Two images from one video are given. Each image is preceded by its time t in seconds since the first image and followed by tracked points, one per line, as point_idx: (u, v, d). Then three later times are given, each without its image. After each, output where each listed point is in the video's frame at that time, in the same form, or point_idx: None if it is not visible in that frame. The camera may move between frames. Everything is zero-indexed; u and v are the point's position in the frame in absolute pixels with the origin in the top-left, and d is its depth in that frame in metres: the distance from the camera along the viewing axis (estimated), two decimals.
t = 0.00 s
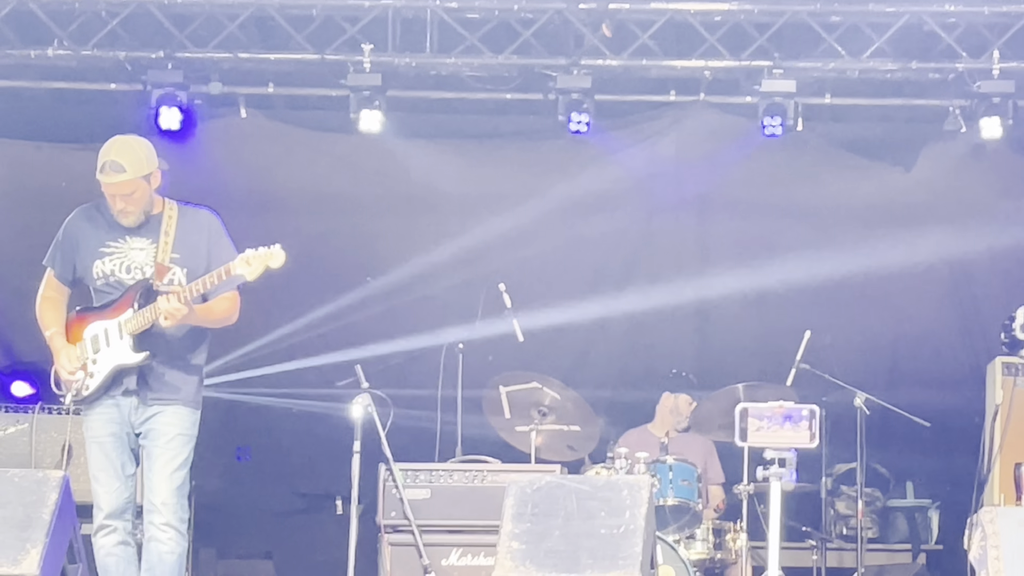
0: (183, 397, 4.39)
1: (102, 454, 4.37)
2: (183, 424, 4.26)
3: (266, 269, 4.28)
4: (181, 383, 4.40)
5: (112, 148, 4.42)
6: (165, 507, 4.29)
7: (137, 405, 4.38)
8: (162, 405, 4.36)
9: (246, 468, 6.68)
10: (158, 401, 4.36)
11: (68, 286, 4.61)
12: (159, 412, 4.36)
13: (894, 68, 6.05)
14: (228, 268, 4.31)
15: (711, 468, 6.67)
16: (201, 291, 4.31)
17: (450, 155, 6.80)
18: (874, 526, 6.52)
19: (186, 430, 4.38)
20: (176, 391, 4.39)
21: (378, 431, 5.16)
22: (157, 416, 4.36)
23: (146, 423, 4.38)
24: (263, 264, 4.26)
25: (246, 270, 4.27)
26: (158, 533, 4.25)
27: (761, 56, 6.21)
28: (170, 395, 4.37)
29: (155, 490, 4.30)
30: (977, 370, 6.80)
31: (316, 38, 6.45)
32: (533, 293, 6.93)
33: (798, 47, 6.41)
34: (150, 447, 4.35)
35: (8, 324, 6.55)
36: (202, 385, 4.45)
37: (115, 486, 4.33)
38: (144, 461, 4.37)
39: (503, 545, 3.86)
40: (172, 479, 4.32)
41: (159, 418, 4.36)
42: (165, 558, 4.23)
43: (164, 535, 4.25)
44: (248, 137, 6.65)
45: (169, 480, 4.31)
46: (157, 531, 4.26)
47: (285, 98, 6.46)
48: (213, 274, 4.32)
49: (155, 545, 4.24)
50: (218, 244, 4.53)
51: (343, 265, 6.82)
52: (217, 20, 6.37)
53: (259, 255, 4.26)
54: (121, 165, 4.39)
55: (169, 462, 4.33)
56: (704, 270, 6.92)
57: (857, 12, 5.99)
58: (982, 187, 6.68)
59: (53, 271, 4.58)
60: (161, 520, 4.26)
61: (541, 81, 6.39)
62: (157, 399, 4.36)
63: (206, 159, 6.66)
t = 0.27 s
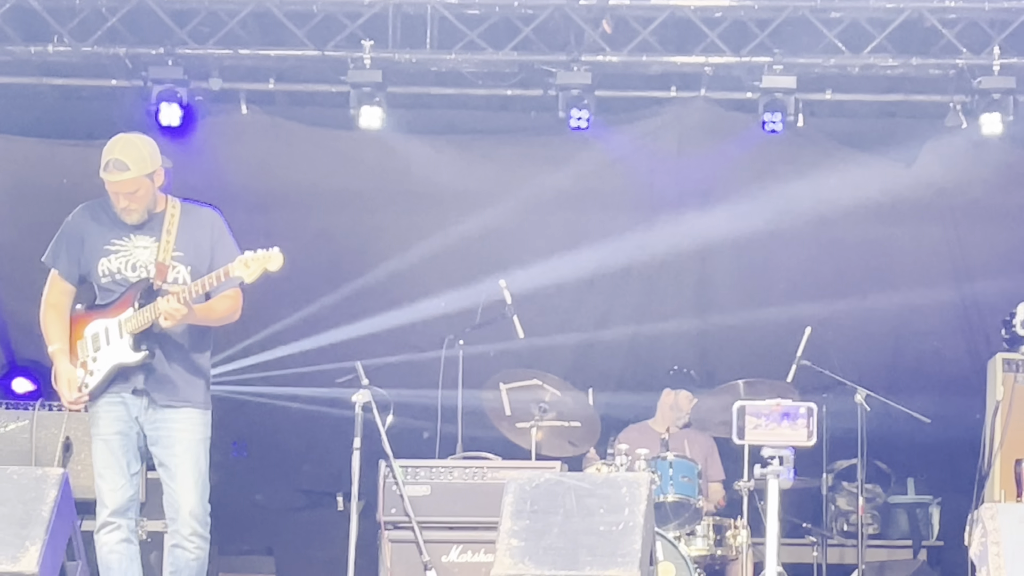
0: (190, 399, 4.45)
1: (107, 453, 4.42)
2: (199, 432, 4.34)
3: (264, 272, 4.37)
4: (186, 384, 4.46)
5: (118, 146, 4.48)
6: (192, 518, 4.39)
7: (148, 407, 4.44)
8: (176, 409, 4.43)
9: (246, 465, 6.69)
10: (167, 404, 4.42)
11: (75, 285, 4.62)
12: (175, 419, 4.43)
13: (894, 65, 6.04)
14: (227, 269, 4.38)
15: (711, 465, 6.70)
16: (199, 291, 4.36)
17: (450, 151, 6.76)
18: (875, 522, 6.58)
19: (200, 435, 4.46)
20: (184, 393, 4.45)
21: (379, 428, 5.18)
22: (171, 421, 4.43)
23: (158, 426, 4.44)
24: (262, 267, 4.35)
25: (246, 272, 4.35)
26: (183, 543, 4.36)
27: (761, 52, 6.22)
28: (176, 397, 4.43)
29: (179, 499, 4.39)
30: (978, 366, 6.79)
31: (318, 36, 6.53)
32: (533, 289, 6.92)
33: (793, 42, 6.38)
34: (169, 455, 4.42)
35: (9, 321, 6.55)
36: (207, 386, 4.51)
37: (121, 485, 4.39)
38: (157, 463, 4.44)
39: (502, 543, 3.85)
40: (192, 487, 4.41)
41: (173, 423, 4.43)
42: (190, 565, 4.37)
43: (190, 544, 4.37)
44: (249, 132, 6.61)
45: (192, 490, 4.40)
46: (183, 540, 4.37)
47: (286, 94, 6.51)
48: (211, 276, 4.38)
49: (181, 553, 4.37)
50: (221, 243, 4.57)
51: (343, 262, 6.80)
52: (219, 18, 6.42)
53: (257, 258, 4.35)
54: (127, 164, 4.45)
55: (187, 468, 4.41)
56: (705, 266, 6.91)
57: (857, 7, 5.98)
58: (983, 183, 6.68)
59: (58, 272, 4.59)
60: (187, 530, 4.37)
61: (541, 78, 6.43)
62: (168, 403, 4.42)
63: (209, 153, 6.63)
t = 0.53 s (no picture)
0: (198, 405, 4.56)
1: (116, 459, 4.52)
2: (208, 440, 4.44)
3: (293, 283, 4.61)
4: (197, 390, 4.56)
5: (142, 150, 4.61)
6: (197, 521, 4.50)
7: (159, 412, 4.54)
8: (186, 415, 4.53)
9: (248, 466, 6.69)
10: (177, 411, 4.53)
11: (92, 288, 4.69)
12: (181, 425, 4.53)
13: (897, 65, 6.05)
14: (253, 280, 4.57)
15: (714, 465, 6.67)
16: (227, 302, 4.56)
17: (453, 152, 6.77)
18: (879, 523, 6.53)
19: (208, 441, 4.57)
20: (193, 401, 4.55)
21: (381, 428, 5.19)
22: (180, 426, 4.53)
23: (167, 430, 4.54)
24: (292, 278, 4.59)
25: (275, 284, 4.56)
26: (190, 545, 4.47)
27: (764, 53, 6.22)
28: (187, 402, 4.54)
29: (185, 503, 4.50)
30: (981, 367, 6.78)
31: (320, 36, 6.54)
32: (536, 290, 6.91)
33: (796, 43, 6.40)
34: (174, 460, 4.52)
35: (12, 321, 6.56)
36: (215, 392, 4.61)
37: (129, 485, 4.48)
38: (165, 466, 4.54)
39: (504, 544, 3.86)
40: (199, 491, 4.52)
41: (182, 428, 4.53)
42: (197, 567, 4.48)
43: (196, 546, 4.48)
44: (253, 132, 6.63)
45: (197, 494, 4.51)
46: (189, 543, 4.48)
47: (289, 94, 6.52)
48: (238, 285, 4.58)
49: (188, 556, 4.48)
50: (237, 251, 4.72)
51: (346, 262, 6.81)
52: (221, 17, 6.40)
53: (288, 269, 4.59)
54: (154, 166, 4.59)
55: (195, 472, 4.52)
56: (708, 267, 6.90)
57: (860, 8, 5.98)
58: (985, 183, 6.68)
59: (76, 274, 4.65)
60: (194, 532, 4.49)
61: (543, 78, 6.41)
62: (177, 409, 4.53)
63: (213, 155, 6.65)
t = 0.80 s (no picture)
0: (220, 410, 4.59)
1: (132, 459, 4.53)
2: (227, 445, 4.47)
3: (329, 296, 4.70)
4: (220, 393, 4.61)
5: (187, 150, 4.64)
6: (211, 523, 4.52)
7: (179, 415, 4.57)
8: (206, 419, 4.56)
9: (257, 467, 6.68)
10: (198, 416, 4.55)
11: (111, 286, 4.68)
12: (201, 429, 4.56)
13: (906, 66, 6.03)
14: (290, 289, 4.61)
15: (726, 467, 6.63)
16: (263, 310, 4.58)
17: (463, 153, 6.78)
18: (886, 523, 6.60)
19: (225, 445, 4.59)
20: (215, 406, 4.59)
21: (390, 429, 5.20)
22: (198, 429, 4.56)
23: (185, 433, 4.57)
24: (329, 291, 4.68)
25: (312, 294, 4.64)
26: (203, 547, 4.49)
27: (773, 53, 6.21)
28: (210, 406, 4.57)
29: (200, 505, 4.52)
30: (989, 367, 6.77)
31: (329, 37, 6.56)
32: (545, 291, 6.91)
33: (809, 44, 6.46)
34: (192, 462, 4.54)
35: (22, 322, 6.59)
36: (234, 396, 4.65)
37: (144, 487, 4.50)
38: (181, 468, 4.57)
39: (515, 545, 3.87)
40: (215, 493, 4.55)
41: (200, 431, 4.55)
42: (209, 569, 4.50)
43: (210, 548, 4.50)
44: (263, 133, 6.63)
45: (213, 497, 4.54)
46: (203, 544, 4.51)
47: (298, 96, 6.48)
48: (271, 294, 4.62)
49: (201, 557, 4.50)
50: (263, 260, 4.74)
51: (355, 263, 6.83)
52: (230, 19, 6.42)
53: (325, 282, 4.68)
54: (199, 165, 4.62)
55: (211, 475, 4.54)
56: (715, 268, 6.91)
57: (869, 9, 5.97)
58: (994, 184, 6.66)
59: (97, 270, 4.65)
60: (208, 535, 4.51)
61: (552, 79, 6.38)
62: (199, 414, 4.55)
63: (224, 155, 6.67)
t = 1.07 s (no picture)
0: (248, 412, 4.59)
1: (157, 454, 4.49)
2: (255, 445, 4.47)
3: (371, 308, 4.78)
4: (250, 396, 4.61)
5: (236, 152, 4.65)
6: (232, 522, 4.51)
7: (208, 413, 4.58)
8: (236, 420, 4.56)
9: (271, 465, 6.71)
10: (229, 416, 4.55)
11: (138, 279, 4.68)
12: (228, 427, 4.56)
13: (919, 65, 6.01)
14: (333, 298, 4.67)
15: (741, 468, 6.57)
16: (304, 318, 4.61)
17: (476, 152, 6.78)
18: (901, 523, 6.50)
19: (250, 445, 4.60)
20: (248, 406, 4.60)
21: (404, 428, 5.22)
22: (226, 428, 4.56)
23: (213, 432, 4.58)
24: (371, 302, 4.75)
25: (354, 304, 4.73)
26: (224, 546, 4.48)
27: (785, 52, 6.21)
28: (239, 408, 4.57)
29: (222, 504, 4.51)
30: (1002, 365, 6.77)
31: (342, 37, 6.57)
32: (559, 290, 6.91)
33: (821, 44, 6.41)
34: (217, 461, 4.54)
35: (37, 320, 6.62)
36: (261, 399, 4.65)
37: (167, 484, 4.46)
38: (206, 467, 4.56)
39: (528, 544, 3.87)
40: (238, 493, 4.54)
41: (229, 430, 4.56)
42: (229, 568, 4.49)
43: (229, 547, 4.49)
44: (279, 134, 6.64)
45: (235, 496, 4.53)
46: (223, 543, 4.49)
47: (311, 95, 6.52)
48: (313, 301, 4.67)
49: (220, 556, 4.48)
50: (296, 267, 4.76)
51: (369, 262, 6.82)
52: (244, 18, 6.44)
53: (368, 293, 4.75)
54: (246, 168, 4.64)
55: (237, 474, 4.54)
56: (729, 266, 6.91)
57: (882, 8, 5.97)
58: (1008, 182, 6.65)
59: (128, 262, 4.65)
60: (228, 533, 4.49)
61: (566, 79, 6.41)
62: (229, 413, 4.55)
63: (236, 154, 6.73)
